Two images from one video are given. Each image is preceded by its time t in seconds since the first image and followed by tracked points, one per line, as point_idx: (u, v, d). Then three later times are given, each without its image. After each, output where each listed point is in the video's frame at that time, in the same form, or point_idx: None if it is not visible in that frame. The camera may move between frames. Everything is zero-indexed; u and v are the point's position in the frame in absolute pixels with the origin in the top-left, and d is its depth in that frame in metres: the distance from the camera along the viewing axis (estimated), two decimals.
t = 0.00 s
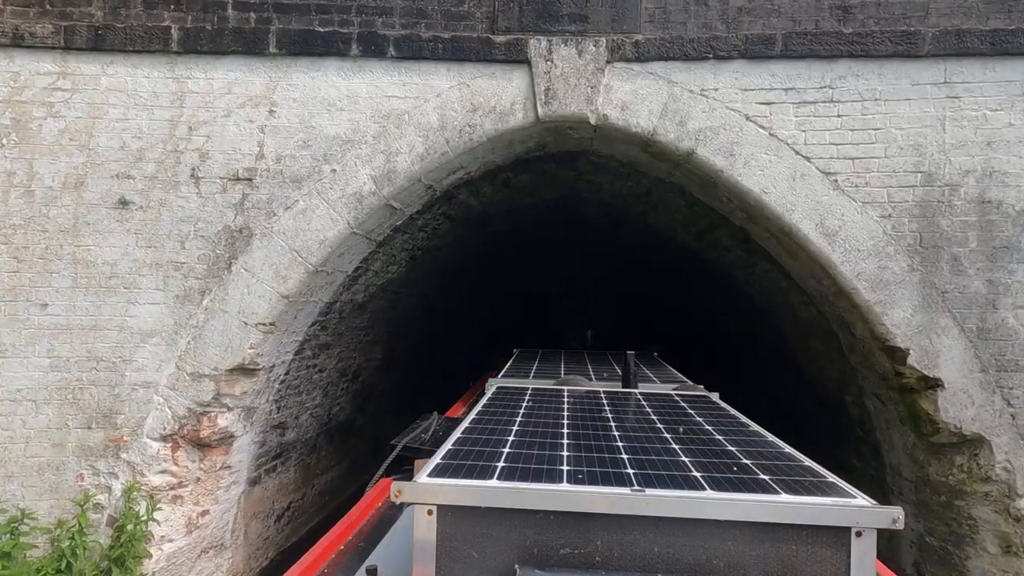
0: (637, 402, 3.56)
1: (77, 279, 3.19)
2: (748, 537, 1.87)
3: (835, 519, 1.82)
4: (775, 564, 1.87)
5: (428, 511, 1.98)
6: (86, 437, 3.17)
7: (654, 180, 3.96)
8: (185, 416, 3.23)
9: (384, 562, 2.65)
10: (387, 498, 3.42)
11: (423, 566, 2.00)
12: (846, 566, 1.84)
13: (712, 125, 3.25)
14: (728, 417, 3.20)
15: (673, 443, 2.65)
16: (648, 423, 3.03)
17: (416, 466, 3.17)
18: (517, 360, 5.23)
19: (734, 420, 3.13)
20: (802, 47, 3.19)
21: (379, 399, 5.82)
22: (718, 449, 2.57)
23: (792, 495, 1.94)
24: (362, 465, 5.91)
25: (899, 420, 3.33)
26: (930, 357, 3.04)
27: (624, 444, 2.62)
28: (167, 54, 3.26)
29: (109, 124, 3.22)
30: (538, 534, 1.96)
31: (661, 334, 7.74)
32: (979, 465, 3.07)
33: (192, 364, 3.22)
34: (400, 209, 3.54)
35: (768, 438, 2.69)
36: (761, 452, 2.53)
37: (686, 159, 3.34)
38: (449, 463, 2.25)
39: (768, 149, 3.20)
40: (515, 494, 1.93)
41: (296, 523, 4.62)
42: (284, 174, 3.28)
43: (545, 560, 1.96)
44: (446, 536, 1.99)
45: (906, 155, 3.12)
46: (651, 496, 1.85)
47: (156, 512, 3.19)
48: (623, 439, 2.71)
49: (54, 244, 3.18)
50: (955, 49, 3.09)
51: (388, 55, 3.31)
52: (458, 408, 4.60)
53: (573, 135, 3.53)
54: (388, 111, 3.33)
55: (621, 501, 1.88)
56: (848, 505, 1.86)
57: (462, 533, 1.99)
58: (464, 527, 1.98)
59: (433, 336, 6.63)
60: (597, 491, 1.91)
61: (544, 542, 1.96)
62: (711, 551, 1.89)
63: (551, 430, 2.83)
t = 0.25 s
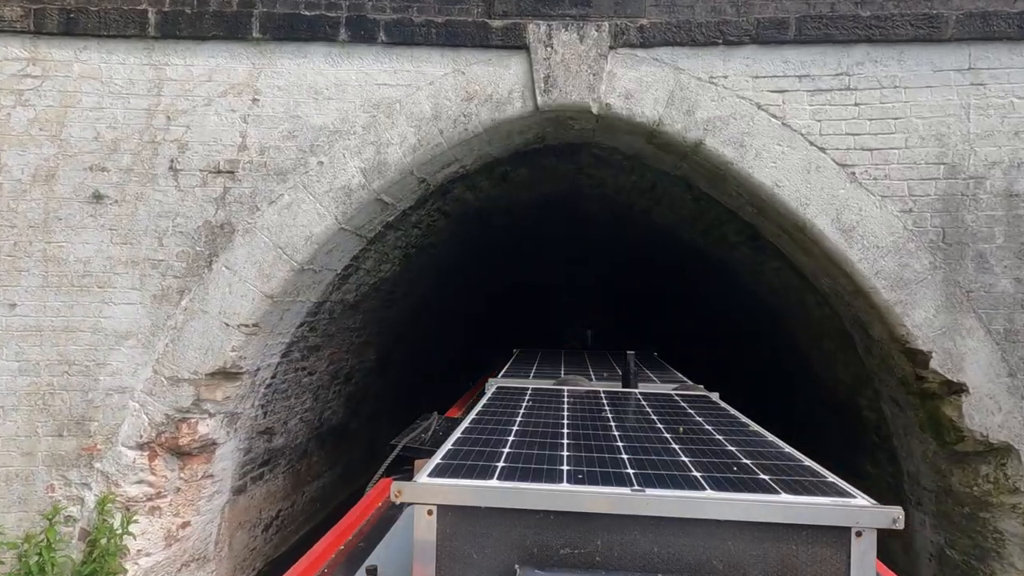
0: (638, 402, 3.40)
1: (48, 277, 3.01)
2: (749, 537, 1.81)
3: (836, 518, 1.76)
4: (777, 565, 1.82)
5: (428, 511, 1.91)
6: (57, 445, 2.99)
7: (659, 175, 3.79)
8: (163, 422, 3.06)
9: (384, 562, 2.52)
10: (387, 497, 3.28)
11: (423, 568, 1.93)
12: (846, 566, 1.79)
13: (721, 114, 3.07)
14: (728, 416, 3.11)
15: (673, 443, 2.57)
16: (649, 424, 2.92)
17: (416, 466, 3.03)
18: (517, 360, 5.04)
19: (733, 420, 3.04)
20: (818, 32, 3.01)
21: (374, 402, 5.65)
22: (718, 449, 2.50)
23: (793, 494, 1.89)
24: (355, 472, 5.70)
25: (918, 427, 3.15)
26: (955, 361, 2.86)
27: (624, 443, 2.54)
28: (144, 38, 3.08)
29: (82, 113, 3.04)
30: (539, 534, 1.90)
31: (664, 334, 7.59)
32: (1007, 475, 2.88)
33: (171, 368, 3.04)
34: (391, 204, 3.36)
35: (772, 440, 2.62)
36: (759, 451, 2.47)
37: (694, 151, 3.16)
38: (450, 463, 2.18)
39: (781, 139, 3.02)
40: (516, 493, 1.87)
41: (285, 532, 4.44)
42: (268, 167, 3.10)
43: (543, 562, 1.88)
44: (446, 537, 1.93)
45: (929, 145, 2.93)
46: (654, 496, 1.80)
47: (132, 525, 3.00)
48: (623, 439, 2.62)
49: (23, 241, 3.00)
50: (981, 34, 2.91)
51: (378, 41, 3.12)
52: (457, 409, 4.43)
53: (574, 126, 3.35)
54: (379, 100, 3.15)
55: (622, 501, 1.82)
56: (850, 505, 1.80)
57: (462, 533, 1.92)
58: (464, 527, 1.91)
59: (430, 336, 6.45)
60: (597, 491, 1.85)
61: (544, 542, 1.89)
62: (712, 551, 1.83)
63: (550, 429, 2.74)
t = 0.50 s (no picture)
0: (638, 403, 3.25)
1: (15, 276, 2.83)
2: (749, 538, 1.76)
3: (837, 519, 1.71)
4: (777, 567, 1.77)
5: (428, 511, 1.86)
6: (25, 454, 2.83)
7: (664, 168, 3.61)
8: (138, 430, 2.87)
9: (384, 562, 2.42)
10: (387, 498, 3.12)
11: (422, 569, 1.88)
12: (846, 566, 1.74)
13: (731, 102, 2.88)
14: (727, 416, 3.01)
15: (673, 442, 2.48)
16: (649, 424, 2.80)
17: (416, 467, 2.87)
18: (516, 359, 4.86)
19: (733, 419, 2.93)
20: (835, 14, 2.83)
21: (368, 404, 5.47)
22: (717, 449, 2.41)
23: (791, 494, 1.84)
24: (347, 478, 5.50)
25: (941, 435, 2.98)
26: (984, 366, 2.70)
27: (623, 443, 2.46)
28: (117, 22, 2.89)
29: (51, 101, 2.86)
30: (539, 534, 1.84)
31: (666, 334, 7.42)
32: None
33: (146, 372, 2.86)
34: (382, 198, 3.18)
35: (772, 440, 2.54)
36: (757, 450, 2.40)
37: (702, 141, 2.97)
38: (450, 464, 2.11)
39: (795, 129, 2.84)
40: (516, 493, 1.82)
41: (273, 542, 4.25)
42: (250, 158, 2.92)
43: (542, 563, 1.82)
44: (445, 538, 1.87)
45: (953, 134, 2.76)
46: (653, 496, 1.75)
47: (104, 540, 2.82)
48: (623, 439, 2.53)
49: None
50: (1009, 15, 2.73)
51: (367, 24, 2.94)
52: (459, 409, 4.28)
53: (575, 115, 3.17)
54: (368, 87, 2.96)
55: (621, 501, 1.77)
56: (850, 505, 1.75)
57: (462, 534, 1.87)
58: (465, 527, 1.86)
59: (426, 336, 6.28)
60: (596, 491, 1.80)
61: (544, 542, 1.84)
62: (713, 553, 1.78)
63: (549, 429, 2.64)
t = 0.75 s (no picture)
0: (638, 403, 3.07)
1: None
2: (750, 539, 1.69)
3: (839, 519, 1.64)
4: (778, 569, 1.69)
5: (428, 511, 1.77)
6: None
7: (670, 161, 3.43)
8: (109, 440, 2.69)
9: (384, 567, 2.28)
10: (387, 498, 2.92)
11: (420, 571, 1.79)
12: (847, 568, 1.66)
13: (743, 89, 2.70)
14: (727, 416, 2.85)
15: (674, 442, 2.34)
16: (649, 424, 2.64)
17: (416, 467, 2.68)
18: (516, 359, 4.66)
19: (734, 419, 2.78)
20: None
21: (363, 408, 5.28)
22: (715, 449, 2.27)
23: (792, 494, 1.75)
24: (340, 485, 5.30)
25: (966, 443, 2.80)
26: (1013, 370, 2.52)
27: (623, 443, 2.31)
28: (87, 3, 2.71)
29: (16, 87, 2.69)
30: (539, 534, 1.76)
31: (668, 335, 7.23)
32: None
33: (118, 377, 2.68)
34: (371, 192, 2.99)
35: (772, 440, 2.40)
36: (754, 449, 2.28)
37: (711, 131, 2.79)
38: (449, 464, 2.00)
39: (811, 117, 2.65)
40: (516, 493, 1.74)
41: (260, 553, 4.06)
42: (229, 149, 2.74)
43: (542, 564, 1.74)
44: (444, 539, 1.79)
45: (981, 123, 2.58)
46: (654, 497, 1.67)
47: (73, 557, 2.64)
48: (623, 439, 2.39)
49: None
50: None
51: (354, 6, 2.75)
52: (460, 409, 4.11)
53: (576, 104, 2.99)
54: (356, 73, 2.78)
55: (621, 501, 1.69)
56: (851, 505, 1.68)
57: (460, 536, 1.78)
58: (464, 528, 1.78)
59: (422, 337, 6.09)
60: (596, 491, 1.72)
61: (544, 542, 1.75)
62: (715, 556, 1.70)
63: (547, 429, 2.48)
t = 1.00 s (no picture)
0: (638, 403, 2.91)
1: None
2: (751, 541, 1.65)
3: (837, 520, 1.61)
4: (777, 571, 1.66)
5: (427, 511, 1.74)
6: None
7: (676, 154, 3.25)
8: (76, 450, 2.53)
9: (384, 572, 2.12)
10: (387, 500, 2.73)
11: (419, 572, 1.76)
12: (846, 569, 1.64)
13: (756, 74, 2.51)
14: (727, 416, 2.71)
15: (673, 442, 2.24)
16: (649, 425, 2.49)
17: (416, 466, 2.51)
18: (514, 359, 4.47)
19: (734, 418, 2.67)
20: None
21: (355, 411, 5.10)
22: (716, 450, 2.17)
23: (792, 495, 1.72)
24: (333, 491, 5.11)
25: (994, 454, 2.64)
26: None
27: (623, 443, 2.20)
28: None
29: None
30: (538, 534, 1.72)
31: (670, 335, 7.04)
32: None
33: (85, 383, 2.51)
34: (359, 185, 2.81)
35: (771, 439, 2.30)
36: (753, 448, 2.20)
37: (722, 120, 2.61)
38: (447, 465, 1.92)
39: (829, 103, 2.47)
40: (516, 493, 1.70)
41: (245, 565, 3.87)
42: (206, 138, 2.56)
43: None
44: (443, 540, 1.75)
45: (1013, 109, 2.40)
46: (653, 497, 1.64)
47: None
48: (623, 439, 2.28)
49: None
50: None
51: None
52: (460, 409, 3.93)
53: (576, 92, 2.81)
54: (341, 57, 2.60)
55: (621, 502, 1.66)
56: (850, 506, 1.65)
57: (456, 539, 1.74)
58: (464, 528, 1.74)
59: (417, 336, 5.90)
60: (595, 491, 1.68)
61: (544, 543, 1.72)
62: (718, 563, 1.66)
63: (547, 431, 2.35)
